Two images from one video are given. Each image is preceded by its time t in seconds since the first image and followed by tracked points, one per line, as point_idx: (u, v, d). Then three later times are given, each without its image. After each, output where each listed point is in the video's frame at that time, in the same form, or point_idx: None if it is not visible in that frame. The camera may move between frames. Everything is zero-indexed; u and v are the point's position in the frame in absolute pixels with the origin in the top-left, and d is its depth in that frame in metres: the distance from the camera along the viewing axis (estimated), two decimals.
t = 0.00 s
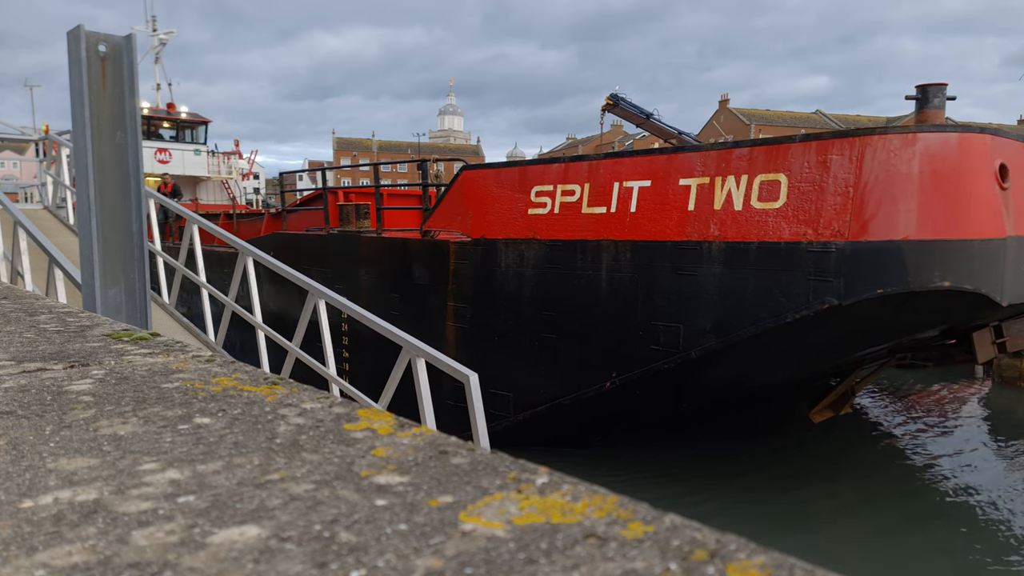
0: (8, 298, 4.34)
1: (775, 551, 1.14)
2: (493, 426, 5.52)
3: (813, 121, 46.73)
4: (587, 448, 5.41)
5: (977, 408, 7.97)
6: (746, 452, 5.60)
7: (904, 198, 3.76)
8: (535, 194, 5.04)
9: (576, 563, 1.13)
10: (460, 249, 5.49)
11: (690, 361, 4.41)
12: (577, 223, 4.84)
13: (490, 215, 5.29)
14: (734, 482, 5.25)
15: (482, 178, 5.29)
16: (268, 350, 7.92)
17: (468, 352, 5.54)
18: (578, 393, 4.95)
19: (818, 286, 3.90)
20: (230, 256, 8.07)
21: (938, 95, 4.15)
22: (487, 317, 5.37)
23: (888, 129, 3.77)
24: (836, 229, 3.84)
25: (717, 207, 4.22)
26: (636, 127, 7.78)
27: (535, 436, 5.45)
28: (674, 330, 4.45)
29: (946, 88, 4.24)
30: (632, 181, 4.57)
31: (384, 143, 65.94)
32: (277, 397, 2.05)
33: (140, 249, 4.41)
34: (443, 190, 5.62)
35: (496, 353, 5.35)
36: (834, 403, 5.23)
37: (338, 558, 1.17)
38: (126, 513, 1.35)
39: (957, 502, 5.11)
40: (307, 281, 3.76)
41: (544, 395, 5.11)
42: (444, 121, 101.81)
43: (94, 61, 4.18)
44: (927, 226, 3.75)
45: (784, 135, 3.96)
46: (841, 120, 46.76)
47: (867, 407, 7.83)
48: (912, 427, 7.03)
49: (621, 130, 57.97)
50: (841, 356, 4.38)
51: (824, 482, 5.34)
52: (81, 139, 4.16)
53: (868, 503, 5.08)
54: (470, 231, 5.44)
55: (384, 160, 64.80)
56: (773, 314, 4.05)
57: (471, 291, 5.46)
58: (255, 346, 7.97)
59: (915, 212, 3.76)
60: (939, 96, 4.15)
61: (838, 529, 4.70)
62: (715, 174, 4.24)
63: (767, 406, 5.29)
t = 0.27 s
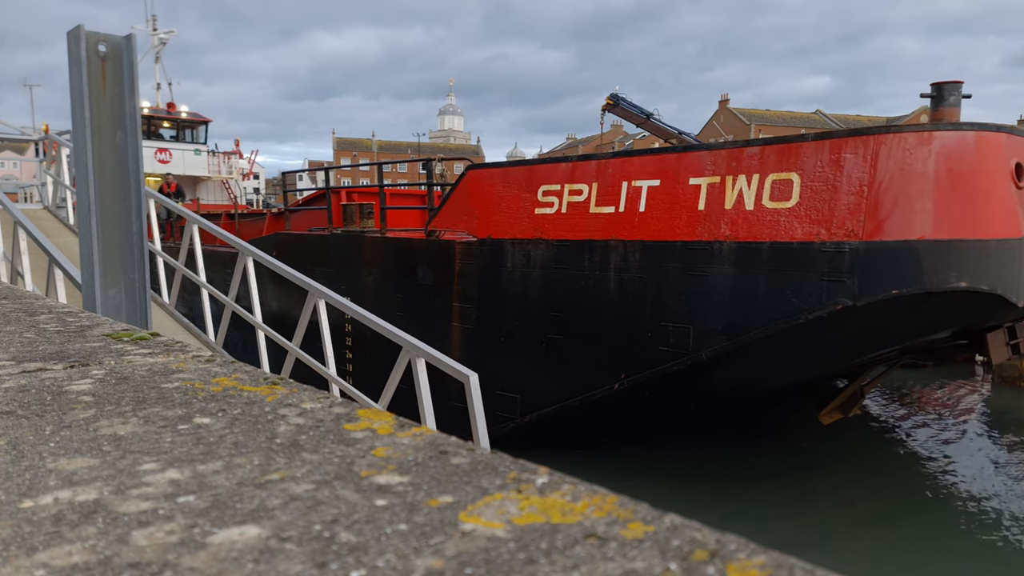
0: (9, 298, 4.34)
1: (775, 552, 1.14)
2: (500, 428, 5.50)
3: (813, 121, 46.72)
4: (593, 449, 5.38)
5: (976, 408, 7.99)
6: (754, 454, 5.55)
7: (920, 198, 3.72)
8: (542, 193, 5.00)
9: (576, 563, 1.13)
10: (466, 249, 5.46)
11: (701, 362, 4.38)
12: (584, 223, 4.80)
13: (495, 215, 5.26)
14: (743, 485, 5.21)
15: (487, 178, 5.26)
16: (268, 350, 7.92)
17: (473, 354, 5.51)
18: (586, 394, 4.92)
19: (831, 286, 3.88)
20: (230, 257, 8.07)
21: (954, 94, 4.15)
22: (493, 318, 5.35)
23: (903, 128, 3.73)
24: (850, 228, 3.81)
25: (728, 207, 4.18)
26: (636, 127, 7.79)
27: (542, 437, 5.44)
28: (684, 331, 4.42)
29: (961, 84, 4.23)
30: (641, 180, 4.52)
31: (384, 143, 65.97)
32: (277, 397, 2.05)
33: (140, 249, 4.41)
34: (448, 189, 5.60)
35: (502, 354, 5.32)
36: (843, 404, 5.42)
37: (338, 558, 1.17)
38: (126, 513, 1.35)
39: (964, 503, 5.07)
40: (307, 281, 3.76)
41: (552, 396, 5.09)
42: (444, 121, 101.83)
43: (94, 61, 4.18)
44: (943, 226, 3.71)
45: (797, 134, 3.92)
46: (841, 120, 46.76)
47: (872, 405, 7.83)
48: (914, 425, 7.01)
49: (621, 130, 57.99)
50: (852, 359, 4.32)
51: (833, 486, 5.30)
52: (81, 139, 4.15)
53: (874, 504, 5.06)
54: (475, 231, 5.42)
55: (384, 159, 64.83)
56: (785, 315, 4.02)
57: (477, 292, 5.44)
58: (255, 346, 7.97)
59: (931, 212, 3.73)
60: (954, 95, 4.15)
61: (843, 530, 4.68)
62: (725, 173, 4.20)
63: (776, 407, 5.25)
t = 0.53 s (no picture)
0: (8, 298, 4.34)
1: (775, 552, 1.14)
2: (506, 429, 5.50)
3: (813, 121, 46.72)
4: (601, 450, 5.37)
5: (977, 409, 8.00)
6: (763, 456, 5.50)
7: (936, 197, 3.68)
8: (549, 193, 4.99)
9: (576, 562, 1.13)
10: (472, 249, 5.44)
11: (711, 363, 4.35)
12: (593, 222, 4.78)
13: (502, 215, 5.26)
14: (752, 487, 5.18)
15: (495, 177, 5.26)
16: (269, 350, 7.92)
17: (480, 354, 5.51)
18: (594, 396, 4.90)
19: (844, 286, 3.84)
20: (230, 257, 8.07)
21: (970, 91, 4.15)
22: (499, 319, 5.34)
23: (918, 126, 3.69)
24: (864, 228, 3.77)
25: (739, 206, 4.15)
26: (636, 127, 7.79)
27: (549, 439, 5.43)
28: (694, 332, 4.40)
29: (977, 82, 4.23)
30: (650, 179, 4.51)
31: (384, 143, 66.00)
32: (277, 397, 2.05)
33: (140, 249, 4.41)
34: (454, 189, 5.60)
35: (509, 354, 5.32)
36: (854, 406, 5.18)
37: (338, 558, 1.17)
38: (126, 513, 1.35)
39: (971, 506, 5.05)
40: (307, 280, 3.76)
41: (560, 397, 5.07)
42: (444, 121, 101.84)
43: (94, 61, 4.18)
44: (959, 225, 3.68)
45: (809, 133, 3.88)
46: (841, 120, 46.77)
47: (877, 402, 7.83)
48: (917, 425, 7.01)
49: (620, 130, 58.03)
50: (864, 361, 4.29)
51: (842, 488, 5.27)
52: (81, 139, 4.15)
53: (884, 507, 5.04)
54: (482, 231, 5.42)
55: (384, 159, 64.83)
56: (797, 315, 3.99)
57: (483, 293, 5.43)
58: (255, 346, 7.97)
59: (947, 212, 3.69)
60: (970, 92, 4.15)
61: (852, 534, 4.67)
62: (736, 172, 4.18)
63: (787, 409, 5.20)
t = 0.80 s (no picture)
0: (8, 298, 4.34)
1: (775, 551, 1.14)
2: (513, 430, 5.43)
3: (812, 121, 46.73)
4: (608, 452, 5.31)
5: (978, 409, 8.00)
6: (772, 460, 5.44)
7: (952, 195, 3.64)
8: (556, 192, 4.93)
9: (576, 562, 1.13)
10: (477, 249, 5.40)
11: (721, 365, 4.31)
12: (601, 222, 4.73)
13: (508, 215, 5.20)
14: (762, 490, 5.12)
15: (500, 176, 5.20)
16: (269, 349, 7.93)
17: (485, 355, 5.46)
18: (602, 398, 4.85)
19: (859, 287, 3.81)
20: (230, 257, 8.07)
21: (986, 89, 4.15)
22: (505, 320, 5.29)
23: (934, 124, 3.66)
24: (879, 227, 3.74)
25: (750, 206, 4.11)
26: (636, 127, 7.79)
27: (554, 441, 5.38)
28: (704, 333, 4.36)
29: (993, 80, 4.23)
30: (660, 179, 4.45)
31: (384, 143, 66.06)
32: (277, 396, 2.05)
33: (140, 249, 4.41)
34: (459, 188, 5.54)
35: (515, 355, 5.26)
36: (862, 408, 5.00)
37: (338, 558, 1.17)
38: (126, 513, 1.35)
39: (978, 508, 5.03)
40: (307, 281, 3.75)
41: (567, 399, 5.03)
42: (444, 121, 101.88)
43: (94, 61, 4.18)
44: (976, 224, 3.62)
45: (823, 131, 3.84)
46: (840, 120, 46.77)
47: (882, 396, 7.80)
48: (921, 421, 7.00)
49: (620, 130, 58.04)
50: (876, 363, 4.23)
51: (850, 492, 5.22)
52: (81, 139, 4.15)
53: (894, 512, 4.98)
54: (487, 231, 5.35)
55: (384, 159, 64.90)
56: (811, 316, 3.96)
57: (489, 294, 5.38)
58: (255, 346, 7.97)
59: (964, 210, 3.64)
60: (986, 90, 4.15)
61: (863, 538, 4.61)
62: (748, 171, 4.12)
63: (798, 412, 5.14)
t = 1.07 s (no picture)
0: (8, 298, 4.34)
1: (775, 552, 1.14)
2: (520, 432, 5.37)
3: (813, 121, 46.72)
4: (617, 454, 5.25)
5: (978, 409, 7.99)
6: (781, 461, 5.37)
7: (969, 195, 3.59)
8: (564, 191, 4.90)
9: (576, 562, 1.13)
10: (483, 250, 5.35)
11: (732, 366, 4.25)
12: (610, 222, 4.69)
13: (514, 214, 5.17)
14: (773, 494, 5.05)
15: (508, 175, 5.18)
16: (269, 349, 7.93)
17: (491, 356, 5.42)
18: (610, 399, 4.80)
19: (873, 287, 3.73)
20: (230, 257, 8.07)
21: (1003, 86, 4.15)
22: (512, 320, 5.24)
23: (951, 123, 3.60)
24: (894, 227, 3.67)
25: (762, 205, 4.05)
26: (636, 127, 7.79)
27: (561, 443, 5.32)
28: (715, 334, 4.30)
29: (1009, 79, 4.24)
30: (669, 178, 4.41)
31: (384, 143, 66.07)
32: (277, 397, 2.05)
33: (140, 249, 4.41)
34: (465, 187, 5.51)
35: (522, 356, 5.21)
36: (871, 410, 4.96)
37: (338, 558, 1.17)
38: (126, 513, 1.35)
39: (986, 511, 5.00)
40: (307, 282, 3.76)
41: (575, 401, 4.97)
42: (444, 121, 101.88)
43: (94, 61, 4.19)
44: (993, 224, 3.57)
45: (836, 129, 3.80)
46: (840, 120, 46.76)
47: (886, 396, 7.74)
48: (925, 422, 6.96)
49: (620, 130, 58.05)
50: (889, 365, 4.16)
51: (861, 496, 5.14)
52: (81, 139, 4.15)
53: (904, 516, 4.92)
54: (494, 231, 5.32)
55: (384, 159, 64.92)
56: (824, 317, 3.90)
57: (495, 294, 5.33)
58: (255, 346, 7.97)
59: (981, 210, 3.58)
60: (1003, 88, 4.15)
61: (874, 544, 4.54)
62: (759, 169, 4.09)
63: (810, 414, 5.06)
